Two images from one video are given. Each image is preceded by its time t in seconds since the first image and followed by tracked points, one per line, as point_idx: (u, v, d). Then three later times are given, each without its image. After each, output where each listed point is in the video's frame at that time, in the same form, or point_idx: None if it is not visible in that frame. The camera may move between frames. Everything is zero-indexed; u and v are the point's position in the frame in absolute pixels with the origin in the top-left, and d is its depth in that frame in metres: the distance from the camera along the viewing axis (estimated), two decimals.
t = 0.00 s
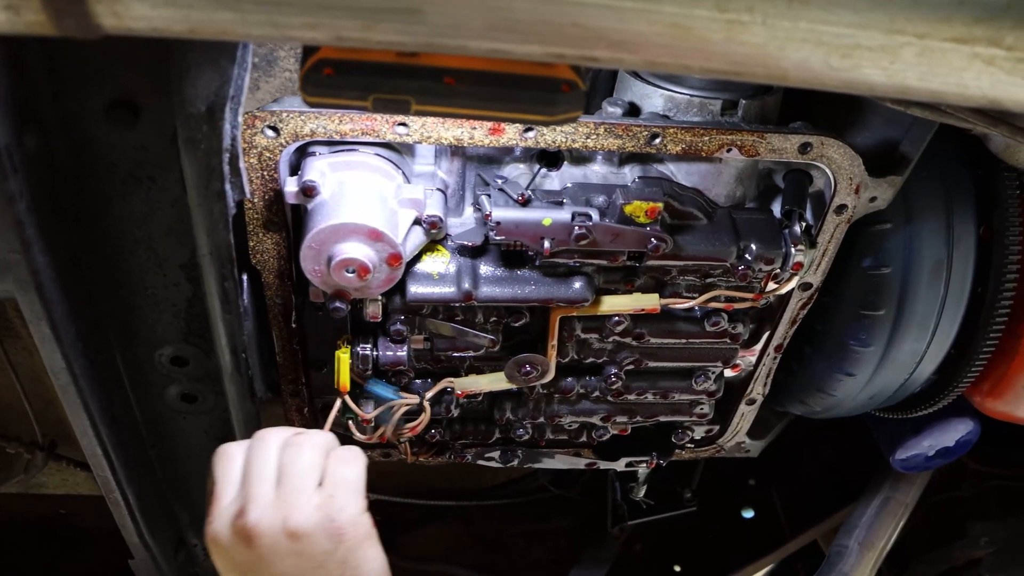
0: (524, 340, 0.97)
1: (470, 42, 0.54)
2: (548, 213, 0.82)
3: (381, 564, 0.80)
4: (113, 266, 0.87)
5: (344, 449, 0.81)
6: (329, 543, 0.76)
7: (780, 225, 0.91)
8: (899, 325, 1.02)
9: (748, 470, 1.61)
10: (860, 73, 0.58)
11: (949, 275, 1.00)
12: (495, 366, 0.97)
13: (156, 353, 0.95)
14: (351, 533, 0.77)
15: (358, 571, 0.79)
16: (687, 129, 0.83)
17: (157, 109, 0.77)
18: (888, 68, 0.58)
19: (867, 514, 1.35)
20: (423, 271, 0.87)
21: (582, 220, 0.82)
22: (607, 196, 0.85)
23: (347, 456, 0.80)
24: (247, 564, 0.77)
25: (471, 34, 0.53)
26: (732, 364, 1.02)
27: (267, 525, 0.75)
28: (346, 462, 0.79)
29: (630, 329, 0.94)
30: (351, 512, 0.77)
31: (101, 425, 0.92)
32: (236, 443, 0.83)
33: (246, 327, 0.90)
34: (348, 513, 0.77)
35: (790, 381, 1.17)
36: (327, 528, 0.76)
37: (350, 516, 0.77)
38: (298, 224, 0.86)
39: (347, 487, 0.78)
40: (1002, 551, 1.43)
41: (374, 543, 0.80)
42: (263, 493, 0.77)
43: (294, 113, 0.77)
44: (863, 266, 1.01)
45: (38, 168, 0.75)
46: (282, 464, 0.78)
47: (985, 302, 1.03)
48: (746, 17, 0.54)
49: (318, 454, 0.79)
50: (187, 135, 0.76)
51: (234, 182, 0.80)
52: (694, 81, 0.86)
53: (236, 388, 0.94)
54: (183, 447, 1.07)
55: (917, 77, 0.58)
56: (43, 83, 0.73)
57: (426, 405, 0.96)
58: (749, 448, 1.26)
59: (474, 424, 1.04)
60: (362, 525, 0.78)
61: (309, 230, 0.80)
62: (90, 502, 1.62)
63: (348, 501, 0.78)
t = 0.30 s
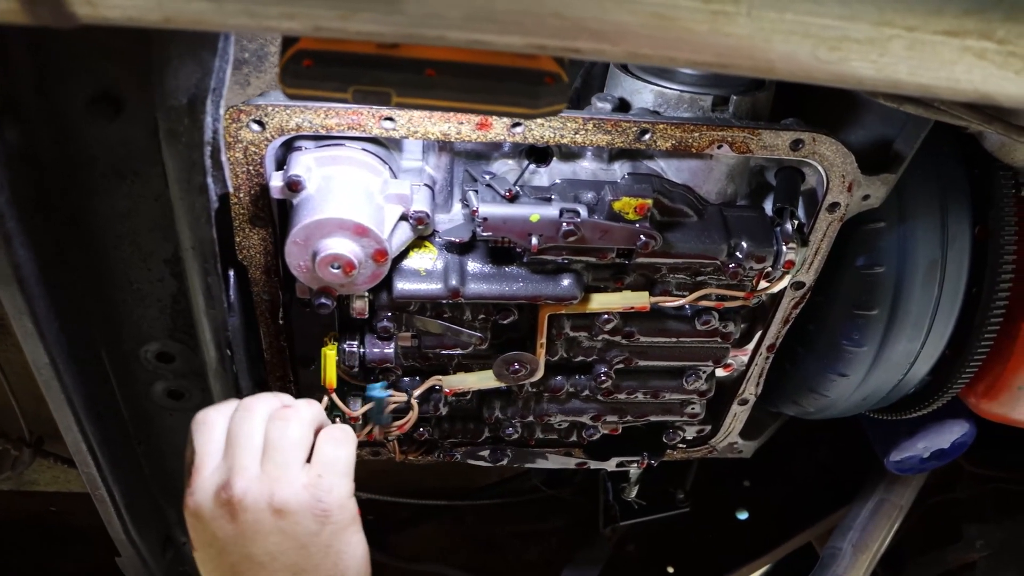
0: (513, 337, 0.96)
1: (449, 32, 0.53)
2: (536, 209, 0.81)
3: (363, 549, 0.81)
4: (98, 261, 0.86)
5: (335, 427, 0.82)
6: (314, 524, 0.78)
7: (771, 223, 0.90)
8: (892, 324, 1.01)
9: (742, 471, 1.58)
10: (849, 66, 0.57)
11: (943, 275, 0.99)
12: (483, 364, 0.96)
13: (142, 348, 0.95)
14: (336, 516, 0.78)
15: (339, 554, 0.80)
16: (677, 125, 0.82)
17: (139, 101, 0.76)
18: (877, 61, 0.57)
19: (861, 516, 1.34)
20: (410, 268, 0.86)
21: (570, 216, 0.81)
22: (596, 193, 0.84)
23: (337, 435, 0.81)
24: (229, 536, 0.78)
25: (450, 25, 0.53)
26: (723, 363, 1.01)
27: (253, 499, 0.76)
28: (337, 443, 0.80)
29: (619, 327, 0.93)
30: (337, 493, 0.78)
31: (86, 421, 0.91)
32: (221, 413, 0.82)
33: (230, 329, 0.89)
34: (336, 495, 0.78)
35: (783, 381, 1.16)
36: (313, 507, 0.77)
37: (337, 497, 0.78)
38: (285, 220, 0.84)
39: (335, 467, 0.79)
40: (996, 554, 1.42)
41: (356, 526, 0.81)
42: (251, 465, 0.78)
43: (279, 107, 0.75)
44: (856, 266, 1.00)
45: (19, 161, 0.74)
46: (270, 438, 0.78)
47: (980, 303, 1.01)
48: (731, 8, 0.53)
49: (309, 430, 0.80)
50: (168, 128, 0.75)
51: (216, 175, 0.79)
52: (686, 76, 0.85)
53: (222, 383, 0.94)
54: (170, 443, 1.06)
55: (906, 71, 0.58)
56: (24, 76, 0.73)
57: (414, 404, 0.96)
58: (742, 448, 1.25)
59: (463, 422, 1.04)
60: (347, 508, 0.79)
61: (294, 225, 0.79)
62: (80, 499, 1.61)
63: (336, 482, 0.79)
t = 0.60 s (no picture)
0: (497, 335, 0.95)
1: (416, 22, 0.52)
2: (516, 204, 0.80)
3: (345, 552, 0.79)
4: (75, 259, 0.85)
5: (322, 422, 0.77)
6: (292, 520, 0.77)
7: (756, 217, 0.88)
8: (881, 320, 1.00)
9: (735, 469, 1.57)
10: (825, 54, 0.56)
11: (933, 269, 0.98)
12: (467, 362, 0.95)
13: (122, 348, 0.94)
14: (310, 517, 0.77)
15: (315, 554, 0.78)
16: (659, 118, 0.81)
17: (112, 97, 0.75)
18: (854, 49, 0.56)
19: (855, 513, 1.33)
20: (391, 265, 0.85)
21: (551, 211, 0.80)
22: (577, 187, 0.83)
23: (317, 432, 0.76)
24: (220, 515, 0.80)
25: (417, 15, 0.52)
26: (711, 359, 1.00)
27: (237, 485, 0.78)
28: (313, 445, 0.76)
29: (603, 323, 0.92)
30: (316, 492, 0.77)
31: (65, 420, 0.90)
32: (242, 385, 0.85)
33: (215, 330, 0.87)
34: (314, 494, 0.77)
35: (772, 378, 1.15)
36: (290, 503, 0.77)
37: (316, 497, 0.77)
38: (264, 216, 0.83)
39: (315, 468, 0.76)
40: (991, 551, 1.41)
41: (341, 525, 0.79)
42: (243, 451, 0.79)
43: (256, 103, 0.74)
44: (844, 260, 0.99)
45: None
46: (263, 425, 0.78)
47: (970, 297, 1.00)
48: None
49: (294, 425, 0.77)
50: (140, 125, 0.75)
51: (188, 172, 0.79)
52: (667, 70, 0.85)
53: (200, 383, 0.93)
54: (153, 443, 1.05)
55: (885, 59, 0.57)
56: None
57: (396, 401, 0.94)
58: (733, 446, 1.24)
59: (448, 421, 1.02)
60: (328, 508, 0.78)
61: (272, 222, 0.78)
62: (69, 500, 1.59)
63: (313, 484, 0.76)
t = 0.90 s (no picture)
0: (481, 327, 0.94)
1: (380, 4, 0.51)
2: (496, 194, 0.79)
3: (320, 517, 0.71)
4: (53, 253, 0.85)
5: (338, 386, 0.78)
6: (270, 467, 0.71)
7: (742, 206, 0.87)
8: (872, 311, 0.99)
9: (730, 464, 1.56)
10: (801, 34, 0.55)
11: (924, 259, 0.97)
12: (452, 355, 0.94)
13: (103, 342, 0.94)
14: (295, 457, 0.72)
15: (289, 511, 0.71)
16: (641, 105, 0.80)
17: (86, 87, 0.74)
18: (831, 28, 0.55)
19: (849, 508, 1.32)
20: (372, 256, 0.84)
21: (531, 200, 0.79)
22: (559, 176, 0.82)
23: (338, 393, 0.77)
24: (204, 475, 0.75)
25: None
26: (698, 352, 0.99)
27: (223, 428, 0.74)
28: (321, 397, 0.76)
29: (588, 315, 0.91)
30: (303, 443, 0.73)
31: (47, 417, 0.89)
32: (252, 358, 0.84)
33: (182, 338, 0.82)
34: (299, 444, 0.73)
35: (764, 371, 1.14)
36: (271, 448, 0.72)
37: (300, 447, 0.72)
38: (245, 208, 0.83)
39: (311, 420, 0.74)
40: (988, 546, 1.40)
41: (321, 485, 0.73)
42: (240, 398, 0.76)
43: (233, 93, 0.74)
44: (833, 250, 0.98)
45: None
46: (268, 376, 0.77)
47: (961, 287, 0.99)
48: None
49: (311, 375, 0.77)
50: (111, 114, 0.75)
51: (162, 161, 0.79)
52: (651, 59, 0.85)
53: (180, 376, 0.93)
54: (138, 438, 1.05)
55: (863, 39, 0.56)
56: None
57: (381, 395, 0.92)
58: (724, 439, 1.23)
59: (434, 415, 1.02)
60: (310, 463, 0.73)
61: (250, 212, 0.77)
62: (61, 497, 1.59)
63: (302, 433, 0.73)
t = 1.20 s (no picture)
0: (463, 315, 0.93)
1: None
2: (471, 177, 0.78)
3: (232, 443, 0.75)
4: (30, 244, 0.85)
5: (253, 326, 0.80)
6: (186, 402, 0.77)
7: (722, 188, 0.86)
8: (860, 295, 0.97)
9: (727, 455, 1.54)
10: (764, 4, 0.55)
11: (912, 241, 0.95)
12: (433, 344, 0.94)
13: (83, 335, 0.94)
14: (205, 386, 0.76)
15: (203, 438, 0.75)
16: (616, 87, 0.79)
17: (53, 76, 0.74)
18: None
19: (846, 497, 1.30)
20: (349, 244, 0.83)
21: (506, 184, 0.78)
22: (534, 160, 0.81)
23: (268, 341, 0.80)
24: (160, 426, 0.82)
25: None
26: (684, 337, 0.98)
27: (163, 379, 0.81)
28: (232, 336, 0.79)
29: (569, 301, 0.90)
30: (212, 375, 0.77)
31: (30, 412, 0.89)
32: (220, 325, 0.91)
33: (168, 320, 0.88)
34: (207, 376, 0.77)
35: (754, 359, 1.12)
36: (187, 384, 0.77)
37: (207, 379, 0.77)
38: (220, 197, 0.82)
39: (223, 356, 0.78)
40: (988, 535, 1.38)
41: (230, 413, 0.76)
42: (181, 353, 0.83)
43: (204, 81, 0.73)
44: (820, 233, 0.96)
45: None
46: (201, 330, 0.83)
47: (953, 269, 0.97)
48: None
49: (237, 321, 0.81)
50: (75, 101, 0.75)
51: (128, 149, 0.77)
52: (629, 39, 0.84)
53: (159, 365, 0.94)
54: (124, 433, 1.05)
55: (827, 7, 0.56)
56: None
57: (363, 385, 0.93)
58: (716, 428, 1.21)
59: (419, 405, 1.02)
60: (219, 392, 0.76)
61: (222, 200, 0.76)
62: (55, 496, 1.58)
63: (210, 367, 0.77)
